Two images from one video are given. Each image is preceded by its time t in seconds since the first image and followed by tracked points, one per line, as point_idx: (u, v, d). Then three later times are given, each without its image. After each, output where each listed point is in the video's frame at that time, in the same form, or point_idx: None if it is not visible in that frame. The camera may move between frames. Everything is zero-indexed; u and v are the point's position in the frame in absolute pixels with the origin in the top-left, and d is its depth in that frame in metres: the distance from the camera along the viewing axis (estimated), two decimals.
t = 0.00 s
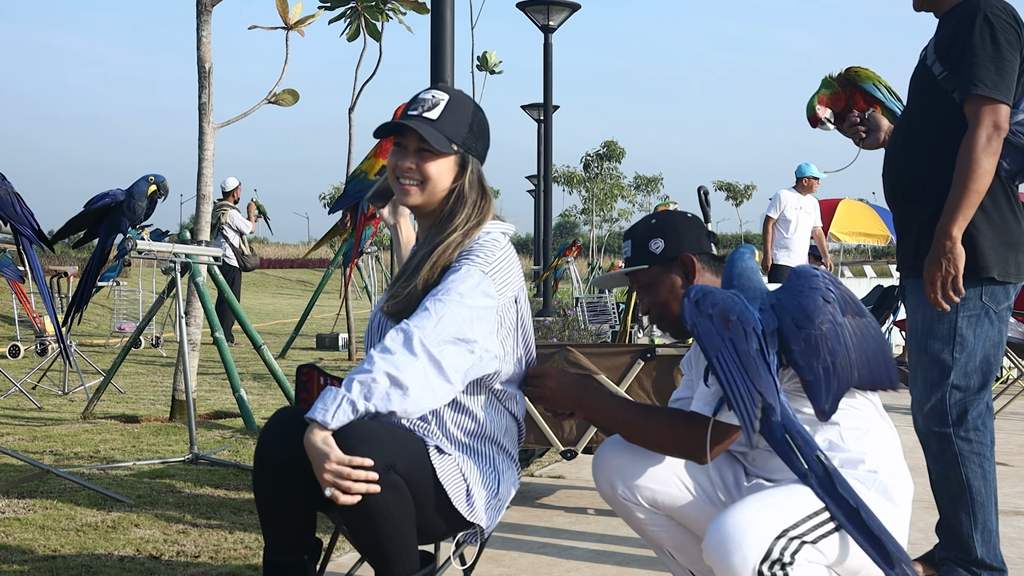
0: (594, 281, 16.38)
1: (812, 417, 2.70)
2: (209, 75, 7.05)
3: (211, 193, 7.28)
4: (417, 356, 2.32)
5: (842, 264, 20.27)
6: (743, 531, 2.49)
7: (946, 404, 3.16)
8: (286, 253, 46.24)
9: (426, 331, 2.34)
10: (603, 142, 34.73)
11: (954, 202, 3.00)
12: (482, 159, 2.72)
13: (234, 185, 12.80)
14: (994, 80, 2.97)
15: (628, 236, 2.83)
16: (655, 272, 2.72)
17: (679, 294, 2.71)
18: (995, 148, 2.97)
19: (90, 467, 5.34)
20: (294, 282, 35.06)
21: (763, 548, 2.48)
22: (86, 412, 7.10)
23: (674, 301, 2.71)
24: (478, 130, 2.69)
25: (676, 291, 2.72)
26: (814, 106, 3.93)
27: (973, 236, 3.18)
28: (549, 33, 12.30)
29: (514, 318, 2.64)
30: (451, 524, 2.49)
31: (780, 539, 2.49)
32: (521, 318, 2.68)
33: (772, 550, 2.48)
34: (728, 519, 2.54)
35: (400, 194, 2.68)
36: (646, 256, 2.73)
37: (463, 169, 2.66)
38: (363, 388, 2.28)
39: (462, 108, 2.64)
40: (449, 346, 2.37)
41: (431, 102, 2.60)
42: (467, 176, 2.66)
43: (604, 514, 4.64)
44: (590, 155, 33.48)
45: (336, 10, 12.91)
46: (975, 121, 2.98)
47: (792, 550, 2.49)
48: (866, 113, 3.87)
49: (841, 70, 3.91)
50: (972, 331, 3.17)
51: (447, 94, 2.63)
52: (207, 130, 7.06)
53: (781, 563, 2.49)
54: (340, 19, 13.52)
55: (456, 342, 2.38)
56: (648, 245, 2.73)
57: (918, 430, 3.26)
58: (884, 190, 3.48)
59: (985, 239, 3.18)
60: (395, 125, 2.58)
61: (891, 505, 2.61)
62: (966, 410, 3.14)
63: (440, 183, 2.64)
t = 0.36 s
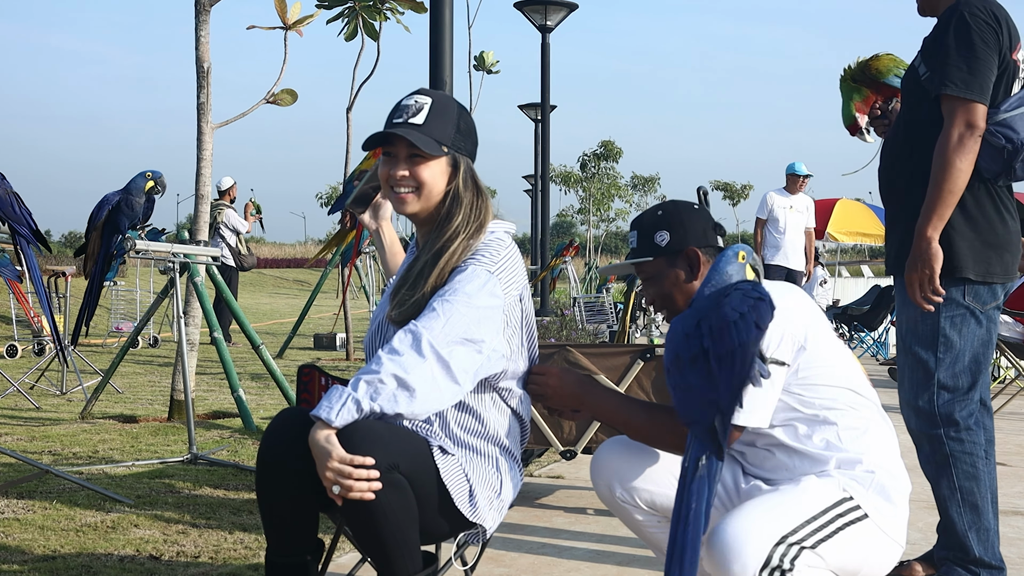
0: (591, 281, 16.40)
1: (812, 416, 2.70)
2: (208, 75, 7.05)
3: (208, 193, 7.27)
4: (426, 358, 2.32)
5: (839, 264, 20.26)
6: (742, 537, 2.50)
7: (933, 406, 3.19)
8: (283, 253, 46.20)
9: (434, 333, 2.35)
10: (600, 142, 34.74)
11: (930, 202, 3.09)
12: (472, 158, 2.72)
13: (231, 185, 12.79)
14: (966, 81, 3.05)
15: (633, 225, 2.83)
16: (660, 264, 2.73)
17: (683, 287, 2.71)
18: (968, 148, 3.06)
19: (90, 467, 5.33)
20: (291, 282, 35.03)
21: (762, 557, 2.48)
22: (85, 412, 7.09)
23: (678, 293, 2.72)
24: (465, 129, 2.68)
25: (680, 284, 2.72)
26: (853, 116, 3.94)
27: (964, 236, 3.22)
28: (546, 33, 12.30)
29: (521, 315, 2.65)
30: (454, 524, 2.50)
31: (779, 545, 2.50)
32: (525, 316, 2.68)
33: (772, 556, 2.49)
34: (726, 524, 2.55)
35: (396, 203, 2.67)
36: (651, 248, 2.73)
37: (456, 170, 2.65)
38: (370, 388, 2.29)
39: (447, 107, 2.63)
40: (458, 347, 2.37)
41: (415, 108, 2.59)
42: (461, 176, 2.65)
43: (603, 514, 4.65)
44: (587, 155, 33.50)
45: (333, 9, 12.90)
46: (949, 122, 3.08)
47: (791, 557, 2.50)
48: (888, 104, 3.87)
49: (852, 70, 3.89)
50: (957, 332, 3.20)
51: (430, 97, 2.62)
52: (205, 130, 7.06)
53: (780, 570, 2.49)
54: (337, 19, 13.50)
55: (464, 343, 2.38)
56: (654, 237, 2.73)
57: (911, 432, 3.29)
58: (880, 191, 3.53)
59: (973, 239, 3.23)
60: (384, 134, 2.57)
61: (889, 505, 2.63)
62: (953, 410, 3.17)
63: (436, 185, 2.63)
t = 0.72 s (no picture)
0: (589, 282, 16.42)
1: (807, 419, 2.71)
2: (207, 76, 7.05)
3: (208, 194, 7.27)
4: (427, 363, 2.33)
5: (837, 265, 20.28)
6: (732, 548, 2.49)
7: (928, 405, 3.20)
8: (280, 253, 46.17)
9: (436, 338, 2.36)
10: (597, 143, 34.76)
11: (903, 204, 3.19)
12: (459, 162, 2.67)
13: (228, 186, 12.79)
14: (936, 84, 3.14)
15: (643, 217, 2.84)
16: (670, 256, 2.74)
17: (693, 281, 2.73)
18: (940, 152, 3.13)
19: (90, 469, 5.33)
20: (288, 283, 35.01)
21: (754, 565, 2.47)
22: (84, 413, 7.09)
23: (685, 286, 2.74)
24: (450, 134, 2.63)
25: (689, 278, 2.74)
26: (877, 102, 4.04)
27: (955, 237, 3.25)
28: (544, 34, 12.31)
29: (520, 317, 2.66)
30: (455, 526, 2.50)
31: (769, 556, 2.49)
32: (524, 317, 2.68)
33: (763, 567, 2.48)
34: (716, 537, 2.53)
35: (386, 214, 2.64)
36: (662, 240, 2.74)
37: (443, 177, 2.61)
38: (370, 393, 2.30)
39: (430, 115, 2.59)
40: (459, 350, 2.38)
41: (396, 117, 2.56)
42: (448, 183, 2.61)
43: (603, 516, 4.66)
44: (585, 156, 33.53)
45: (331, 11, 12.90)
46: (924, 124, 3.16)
47: (782, 568, 2.49)
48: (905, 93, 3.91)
49: (873, 60, 4.03)
50: (952, 332, 3.22)
51: (411, 106, 2.58)
52: (205, 132, 7.06)
53: None
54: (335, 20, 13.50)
55: (465, 346, 2.39)
56: (665, 230, 2.74)
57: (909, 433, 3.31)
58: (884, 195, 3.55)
59: (965, 240, 3.25)
60: (365, 148, 2.53)
61: (882, 508, 2.64)
62: (949, 409, 3.18)
63: (424, 195, 2.60)
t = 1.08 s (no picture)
0: (588, 282, 16.43)
1: (805, 420, 2.73)
2: (206, 77, 7.06)
3: (207, 195, 7.28)
4: (429, 366, 2.35)
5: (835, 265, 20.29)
6: (730, 550, 2.51)
7: (937, 411, 3.23)
8: (278, 253, 46.16)
9: (438, 341, 2.37)
10: (596, 142, 34.77)
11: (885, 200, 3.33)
12: (455, 166, 2.68)
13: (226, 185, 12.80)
14: (930, 90, 3.20)
15: (652, 211, 2.85)
16: (676, 252, 2.76)
17: (696, 279, 2.76)
18: (924, 159, 3.22)
19: (90, 469, 5.34)
20: (286, 283, 35.00)
21: (751, 566, 2.49)
22: (83, 414, 7.09)
23: (688, 284, 2.77)
24: (446, 138, 2.63)
25: (694, 275, 2.77)
26: (875, 111, 3.85)
27: (955, 241, 3.28)
28: (542, 34, 12.32)
29: (520, 318, 2.67)
30: (456, 528, 2.52)
31: (767, 557, 2.50)
32: (525, 318, 2.70)
33: (761, 567, 2.49)
34: (714, 539, 2.55)
35: (383, 220, 2.66)
36: (669, 236, 2.75)
37: (439, 182, 2.62)
38: (372, 395, 2.31)
39: (425, 119, 2.60)
40: (461, 353, 2.40)
41: (391, 123, 2.57)
42: (444, 188, 2.61)
43: (603, 516, 4.67)
44: (583, 155, 33.54)
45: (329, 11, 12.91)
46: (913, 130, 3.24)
47: (779, 568, 2.50)
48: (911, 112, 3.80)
49: (883, 71, 3.90)
50: (956, 338, 3.24)
51: (406, 111, 2.59)
52: (204, 132, 7.07)
53: None
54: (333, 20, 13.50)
55: (467, 348, 2.40)
56: (673, 226, 2.75)
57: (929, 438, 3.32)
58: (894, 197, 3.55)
59: (968, 244, 3.27)
60: (360, 156, 2.54)
61: (879, 509, 2.65)
62: (956, 414, 3.20)
63: (420, 201, 2.60)
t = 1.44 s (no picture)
0: (591, 282, 16.43)
1: (804, 422, 2.72)
2: (208, 79, 7.07)
3: (210, 196, 7.29)
4: (427, 369, 2.34)
5: (838, 266, 20.26)
6: (728, 548, 2.50)
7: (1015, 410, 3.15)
8: (281, 254, 46.18)
9: (435, 343, 2.37)
10: (598, 144, 34.77)
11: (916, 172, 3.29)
12: (450, 169, 2.68)
13: (228, 186, 12.81)
14: (963, 90, 3.07)
15: (661, 206, 2.85)
16: (682, 250, 2.76)
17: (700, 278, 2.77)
18: (945, 158, 3.15)
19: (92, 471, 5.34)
20: (289, 284, 35.03)
21: (750, 565, 2.49)
22: (86, 415, 7.10)
23: (691, 282, 2.77)
24: (439, 141, 2.63)
25: (697, 274, 2.77)
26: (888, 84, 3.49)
27: (997, 240, 3.18)
28: (544, 35, 12.32)
29: (521, 321, 2.67)
30: (456, 529, 2.52)
31: (764, 554, 2.50)
32: (526, 322, 2.69)
33: (759, 565, 2.49)
34: (711, 537, 2.55)
35: (380, 225, 2.67)
36: (676, 233, 2.75)
37: (433, 186, 2.62)
38: (369, 398, 2.32)
39: (418, 123, 2.60)
40: (459, 355, 2.39)
41: (383, 129, 2.56)
42: (438, 191, 2.61)
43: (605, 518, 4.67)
44: (586, 156, 33.53)
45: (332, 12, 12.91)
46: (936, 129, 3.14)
47: (778, 565, 2.51)
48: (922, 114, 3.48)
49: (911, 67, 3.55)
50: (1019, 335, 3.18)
51: (397, 116, 2.59)
52: (206, 134, 7.07)
53: None
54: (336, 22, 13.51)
55: (465, 351, 2.40)
56: (682, 224, 2.75)
57: (991, 441, 3.22)
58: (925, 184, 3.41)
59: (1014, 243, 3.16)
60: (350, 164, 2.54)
61: (876, 508, 2.65)
62: None
63: (415, 205, 2.61)
